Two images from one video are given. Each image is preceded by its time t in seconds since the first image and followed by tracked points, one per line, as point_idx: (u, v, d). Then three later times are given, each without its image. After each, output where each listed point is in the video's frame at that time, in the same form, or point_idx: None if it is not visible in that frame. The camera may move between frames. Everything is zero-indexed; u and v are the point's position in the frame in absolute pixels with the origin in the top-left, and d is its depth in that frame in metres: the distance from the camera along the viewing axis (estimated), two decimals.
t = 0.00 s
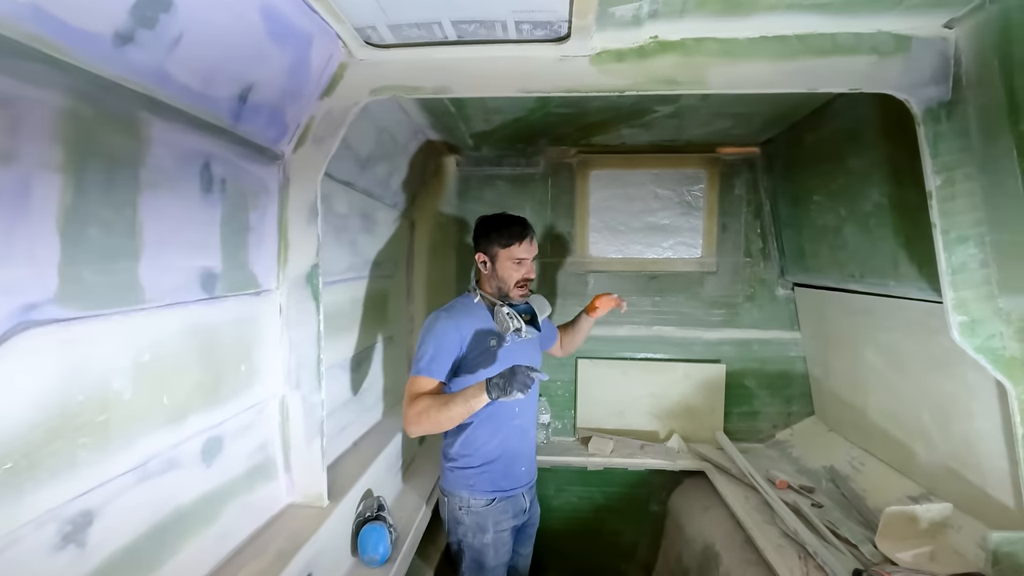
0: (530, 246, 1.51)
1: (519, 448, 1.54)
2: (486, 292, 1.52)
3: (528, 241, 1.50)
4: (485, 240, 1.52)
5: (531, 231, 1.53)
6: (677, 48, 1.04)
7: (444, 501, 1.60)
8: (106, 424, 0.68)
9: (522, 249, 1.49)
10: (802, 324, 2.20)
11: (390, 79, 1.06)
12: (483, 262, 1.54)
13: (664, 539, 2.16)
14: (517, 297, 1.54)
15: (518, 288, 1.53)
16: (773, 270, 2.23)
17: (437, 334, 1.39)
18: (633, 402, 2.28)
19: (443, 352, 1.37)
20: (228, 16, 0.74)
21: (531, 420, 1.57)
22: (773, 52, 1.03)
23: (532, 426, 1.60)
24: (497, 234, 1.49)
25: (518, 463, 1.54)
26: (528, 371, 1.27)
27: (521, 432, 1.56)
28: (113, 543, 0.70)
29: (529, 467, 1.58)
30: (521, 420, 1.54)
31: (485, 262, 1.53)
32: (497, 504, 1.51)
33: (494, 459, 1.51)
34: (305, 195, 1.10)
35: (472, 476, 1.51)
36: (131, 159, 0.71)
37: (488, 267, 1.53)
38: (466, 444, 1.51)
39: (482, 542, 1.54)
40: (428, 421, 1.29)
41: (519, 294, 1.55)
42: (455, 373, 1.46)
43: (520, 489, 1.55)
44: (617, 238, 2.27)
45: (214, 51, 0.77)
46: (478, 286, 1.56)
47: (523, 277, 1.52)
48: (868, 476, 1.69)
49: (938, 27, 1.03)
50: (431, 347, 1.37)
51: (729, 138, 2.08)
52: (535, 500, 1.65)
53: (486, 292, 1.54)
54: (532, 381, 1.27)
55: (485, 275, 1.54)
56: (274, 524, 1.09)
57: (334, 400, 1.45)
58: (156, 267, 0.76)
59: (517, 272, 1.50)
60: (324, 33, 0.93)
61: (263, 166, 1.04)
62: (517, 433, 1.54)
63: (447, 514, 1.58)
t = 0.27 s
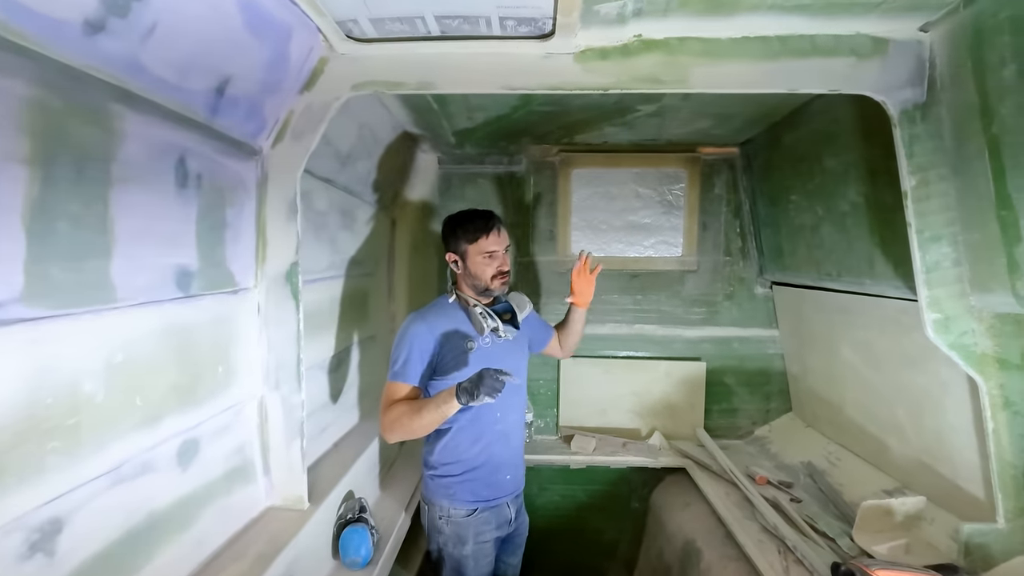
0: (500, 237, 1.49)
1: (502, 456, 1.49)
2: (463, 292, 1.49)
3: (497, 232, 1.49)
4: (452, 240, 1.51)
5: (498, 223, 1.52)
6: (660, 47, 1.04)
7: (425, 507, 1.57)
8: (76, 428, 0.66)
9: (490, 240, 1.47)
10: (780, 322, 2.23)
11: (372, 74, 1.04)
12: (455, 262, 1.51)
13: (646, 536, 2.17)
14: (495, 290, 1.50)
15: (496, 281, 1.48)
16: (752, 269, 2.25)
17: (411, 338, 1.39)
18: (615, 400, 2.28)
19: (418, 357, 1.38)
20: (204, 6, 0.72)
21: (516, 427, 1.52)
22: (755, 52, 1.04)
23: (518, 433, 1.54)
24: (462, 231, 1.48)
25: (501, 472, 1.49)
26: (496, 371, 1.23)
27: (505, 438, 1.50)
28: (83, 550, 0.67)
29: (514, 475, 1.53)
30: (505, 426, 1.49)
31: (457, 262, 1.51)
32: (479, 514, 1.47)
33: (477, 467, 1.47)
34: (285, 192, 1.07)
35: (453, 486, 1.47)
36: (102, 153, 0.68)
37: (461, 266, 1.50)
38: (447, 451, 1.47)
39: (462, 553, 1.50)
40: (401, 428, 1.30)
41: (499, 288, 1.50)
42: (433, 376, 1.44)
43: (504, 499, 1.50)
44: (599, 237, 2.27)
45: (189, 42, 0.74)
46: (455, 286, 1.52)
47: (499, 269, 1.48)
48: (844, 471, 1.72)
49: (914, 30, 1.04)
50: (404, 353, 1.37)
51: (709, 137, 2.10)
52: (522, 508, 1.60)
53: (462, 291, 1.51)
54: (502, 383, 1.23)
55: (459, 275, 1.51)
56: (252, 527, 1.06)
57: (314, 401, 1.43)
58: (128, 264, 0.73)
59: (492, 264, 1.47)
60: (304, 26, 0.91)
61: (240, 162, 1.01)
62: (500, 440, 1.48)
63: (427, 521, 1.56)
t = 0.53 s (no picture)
0: (484, 236, 1.47)
1: (496, 462, 1.47)
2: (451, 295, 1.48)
3: (481, 231, 1.46)
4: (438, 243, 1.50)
5: (484, 221, 1.49)
6: (656, 45, 1.04)
7: (419, 511, 1.56)
8: (64, 430, 0.64)
9: (474, 241, 1.45)
10: (773, 322, 2.23)
11: (366, 72, 1.03)
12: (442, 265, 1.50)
13: (640, 536, 2.16)
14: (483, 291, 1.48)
15: (483, 282, 1.47)
16: (745, 268, 2.26)
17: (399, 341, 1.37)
18: (609, 400, 2.28)
19: (406, 363, 1.36)
20: None
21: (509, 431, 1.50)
22: (751, 51, 1.04)
23: (513, 437, 1.52)
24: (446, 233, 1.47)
25: (495, 478, 1.47)
26: (498, 422, 1.21)
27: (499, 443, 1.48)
28: (72, 554, 0.66)
29: (509, 480, 1.51)
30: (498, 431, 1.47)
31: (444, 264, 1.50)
32: (472, 521, 1.46)
33: (470, 474, 1.45)
34: (277, 190, 1.06)
35: (446, 492, 1.46)
36: (91, 149, 0.67)
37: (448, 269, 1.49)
38: (439, 456, 1.46)
39: (454, 560, 1.49)
40: (393, 440, 1.29)
41: (486, 289, 1.48)
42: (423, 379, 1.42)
43: (498, 505, 1.48)
44: (593, 236, 2.27)
45: (179, 37, 0.73)
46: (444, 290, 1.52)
47: (485, 270, 1.46)
48: (837, 468, 1.73)
49: (908, 30, 1.04)
50: (392, 355, 1.36)
51: (703, 137, 2.10)
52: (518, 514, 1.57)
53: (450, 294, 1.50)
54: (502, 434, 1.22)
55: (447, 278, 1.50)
56: (245, 530, 1.05)
57: (307, 401, 1.41)
58: (118, 263, 0.72)
59: (477, 265, 1.45)
60: (297, 21, 0.90)
61: (232, 159, 1.00)
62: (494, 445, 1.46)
63: (421, 525, 1.54)
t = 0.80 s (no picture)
0: (475, 234, 1.44)
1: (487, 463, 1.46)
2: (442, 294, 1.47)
3: (471, 229, 1.44)
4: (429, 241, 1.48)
5: (475, 219, 1.47)
6: (651, 42, 1.03)
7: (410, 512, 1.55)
8: (52, 429, 0.63)
9: (463, 239, 1.43)
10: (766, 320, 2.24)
11: (360, 68, 1.02)
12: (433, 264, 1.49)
13: (634, 535, 2.16)
14: (472, 291, 1.46)
15: (472, 281, 1.45)
16: (738, 267, 2.26)
17: (389, 340, 1.37)
18: (603, 398, 2.28)
19: (396, 362, 1.36)
20: None
21: (501, 433, 1.48)
22: (746, 49, 1.04)
23: (505, 440, 1.50)
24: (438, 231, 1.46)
25: (486, 480, 1.46)
26: (479, 451, 1.25)
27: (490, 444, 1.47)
28: (59, 555, 0.65)
29: (501, 482, 1.49)
30: (489, 432, 1.46)
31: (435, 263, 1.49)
32: (462, 522, 1.45)
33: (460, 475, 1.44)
34: (270, 187, 1.04)
35: (436, 493, 1.45)
36: (80, 144, 0.66)
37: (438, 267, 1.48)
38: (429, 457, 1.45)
39: (445, 561, 1.48)
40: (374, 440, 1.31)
41: (476, 289, 1.46)
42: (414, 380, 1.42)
43: (489, 506, 1.47)
44: (586, 235, 2.26)
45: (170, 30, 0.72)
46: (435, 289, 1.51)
47: (474, 268, 1.44)
48: (830, 465, 1.74)
49: (901, 29, 1.05)
50: (382, 356, 1.35)
51: (696, 135, 2.10)
52: (511, 515, 1.56)
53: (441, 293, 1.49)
54: (482, 463, 1.26)
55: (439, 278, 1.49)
56: (237, 531, 1.04)
57: (300, 401, 1.40)
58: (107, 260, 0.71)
59: (466, 264, 1.43)
60: (289, 14, 0.89)
61: (224, 156, 0.98)
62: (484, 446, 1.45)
63: (412, 526, 1.54)
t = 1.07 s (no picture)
0: (456, 230, 1.46)
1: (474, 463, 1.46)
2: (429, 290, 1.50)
3: (452, 225, 1.45)
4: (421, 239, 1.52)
5: (461, 217, 1.48)
6: (642, 43, 1.04)
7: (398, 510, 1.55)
8: (40, 430, 0.63)
9: (443, 235, 1.45)
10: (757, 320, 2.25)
11: (352, 67, 1.02)
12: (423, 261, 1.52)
13: (625, 533, 2.17)
14: (451, 287, 1.46)
15: (450, 276, 1.46)
16: (729, 267, 2.28)
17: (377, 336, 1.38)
18: (596, 398, 2.29)
19: (384, 357, 1.37)
20: None
21: (489, 433, 1.47)
22: (737, 50, 1.05)
23: (493, 441, 1.49)
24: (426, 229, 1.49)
25: (472, 479, 1.46)
26: (469, 451, 1.26)
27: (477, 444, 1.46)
28: (48, 558, 0.64)
29: (487, 482, 1.49)
30: (476, 432, 1.45)
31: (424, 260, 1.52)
32: (448, 521, 1.45)
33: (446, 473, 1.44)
34: (261, 186, 1.04)
35: (422, 491, 1.45)
36: (68, 143, 0.66)
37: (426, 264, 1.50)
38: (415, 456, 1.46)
39: (430, 560, 1.47)
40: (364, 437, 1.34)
41: (454, 284, 1.46)
42: (401, 377, 1.43)
43: (475, 506, 1.47)
44: (579, 235, 2.27)
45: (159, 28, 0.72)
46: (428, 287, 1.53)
47: (453, 264, 1.46)
48: (820, 463, 1.75)
49: (889, 31, 1.06)
50: (369, 351, 1.37)
51: (688, 136, 2.11)
52: (498, 516, 1.56)
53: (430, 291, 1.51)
54: (472, 463, 1.26)
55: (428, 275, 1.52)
56: (228, 531, 1.04)
57: (292, 401, 1.40)
58: (96, 260, 0.70)
59: (444, 258, 1.45)
60: (280, 13, 0.89)
61: (215, 155, 0.98)
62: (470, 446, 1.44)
63: (399, 525, 1.54)
